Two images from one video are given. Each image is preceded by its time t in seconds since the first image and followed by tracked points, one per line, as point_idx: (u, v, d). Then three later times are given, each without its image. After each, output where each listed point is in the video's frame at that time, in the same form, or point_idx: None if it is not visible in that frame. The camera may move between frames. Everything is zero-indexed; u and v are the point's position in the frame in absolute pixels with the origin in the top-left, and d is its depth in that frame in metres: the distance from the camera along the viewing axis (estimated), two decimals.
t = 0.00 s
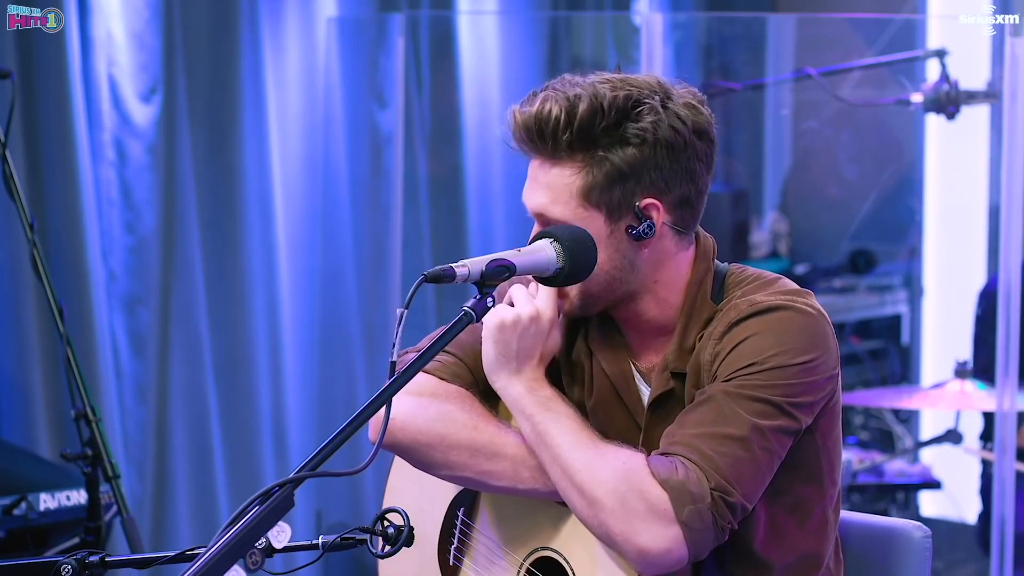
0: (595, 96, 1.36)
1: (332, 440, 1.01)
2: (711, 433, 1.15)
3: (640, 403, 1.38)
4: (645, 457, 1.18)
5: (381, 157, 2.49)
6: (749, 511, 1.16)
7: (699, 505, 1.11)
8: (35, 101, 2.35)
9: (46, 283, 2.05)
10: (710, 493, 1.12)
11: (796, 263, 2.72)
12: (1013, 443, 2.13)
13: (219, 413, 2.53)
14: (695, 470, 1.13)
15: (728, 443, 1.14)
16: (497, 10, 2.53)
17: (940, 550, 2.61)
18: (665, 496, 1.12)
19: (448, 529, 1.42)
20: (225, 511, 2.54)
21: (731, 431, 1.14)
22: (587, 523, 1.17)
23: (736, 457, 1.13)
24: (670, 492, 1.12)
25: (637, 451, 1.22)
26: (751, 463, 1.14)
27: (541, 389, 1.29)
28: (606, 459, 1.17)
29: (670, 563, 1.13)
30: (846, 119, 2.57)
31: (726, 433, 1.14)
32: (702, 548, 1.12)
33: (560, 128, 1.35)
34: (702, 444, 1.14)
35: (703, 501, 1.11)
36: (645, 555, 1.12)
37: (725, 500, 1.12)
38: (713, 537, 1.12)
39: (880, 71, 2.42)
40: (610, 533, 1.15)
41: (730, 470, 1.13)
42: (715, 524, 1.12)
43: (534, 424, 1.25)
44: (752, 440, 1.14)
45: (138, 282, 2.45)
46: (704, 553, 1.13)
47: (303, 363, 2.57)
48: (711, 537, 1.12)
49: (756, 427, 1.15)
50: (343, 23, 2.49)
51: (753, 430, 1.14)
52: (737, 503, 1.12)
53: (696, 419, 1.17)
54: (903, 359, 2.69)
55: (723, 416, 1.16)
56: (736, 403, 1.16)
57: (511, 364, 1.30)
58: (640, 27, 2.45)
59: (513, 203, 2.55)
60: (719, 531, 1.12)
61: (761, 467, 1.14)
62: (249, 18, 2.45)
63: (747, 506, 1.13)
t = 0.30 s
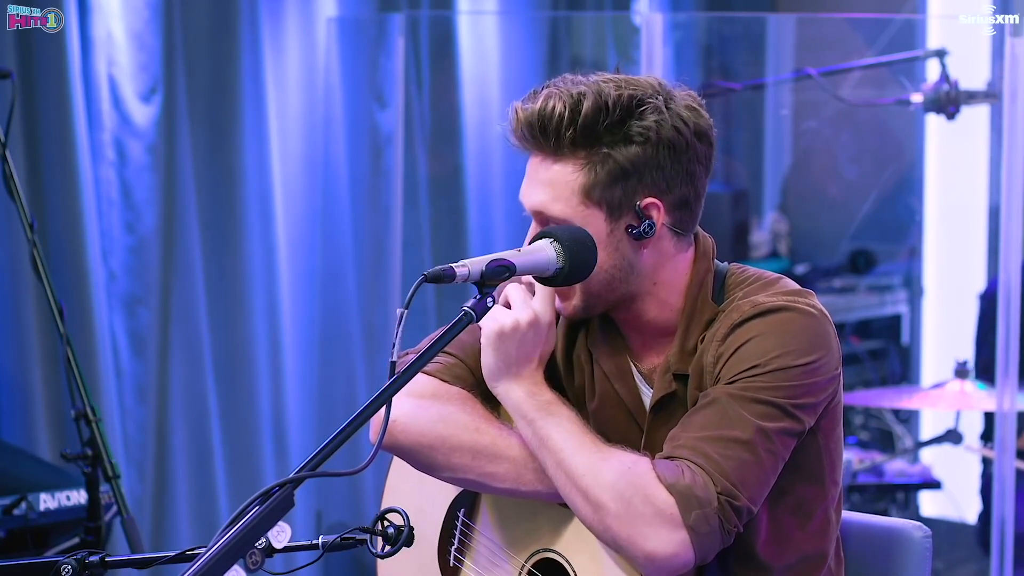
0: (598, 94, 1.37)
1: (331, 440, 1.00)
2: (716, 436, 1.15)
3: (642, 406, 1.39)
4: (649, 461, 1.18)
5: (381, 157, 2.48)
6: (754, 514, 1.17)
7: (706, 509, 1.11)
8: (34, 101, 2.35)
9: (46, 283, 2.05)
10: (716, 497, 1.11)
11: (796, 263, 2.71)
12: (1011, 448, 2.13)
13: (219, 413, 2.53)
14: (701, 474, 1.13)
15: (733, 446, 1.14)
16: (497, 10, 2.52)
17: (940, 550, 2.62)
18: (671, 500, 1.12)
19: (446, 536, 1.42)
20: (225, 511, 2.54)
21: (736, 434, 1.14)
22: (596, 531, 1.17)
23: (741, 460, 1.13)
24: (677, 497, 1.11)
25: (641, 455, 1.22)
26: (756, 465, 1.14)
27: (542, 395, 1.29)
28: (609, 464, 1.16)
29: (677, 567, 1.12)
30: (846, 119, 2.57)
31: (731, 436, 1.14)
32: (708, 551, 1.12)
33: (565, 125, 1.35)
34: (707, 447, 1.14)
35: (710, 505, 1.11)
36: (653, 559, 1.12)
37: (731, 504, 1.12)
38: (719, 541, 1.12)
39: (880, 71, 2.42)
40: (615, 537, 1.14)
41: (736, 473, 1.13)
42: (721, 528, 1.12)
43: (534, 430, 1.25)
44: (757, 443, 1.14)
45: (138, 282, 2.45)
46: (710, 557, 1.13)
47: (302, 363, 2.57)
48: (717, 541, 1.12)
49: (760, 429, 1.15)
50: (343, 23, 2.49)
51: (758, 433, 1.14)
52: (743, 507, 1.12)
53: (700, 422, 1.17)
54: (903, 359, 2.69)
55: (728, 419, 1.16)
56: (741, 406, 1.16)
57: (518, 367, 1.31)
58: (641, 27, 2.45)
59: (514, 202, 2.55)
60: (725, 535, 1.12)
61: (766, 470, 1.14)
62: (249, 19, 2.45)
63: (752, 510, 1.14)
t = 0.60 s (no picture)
0: (641, 66, 1.37)
1: (332, 440, 1.01)
2: (712, 437, 1.15)
3: (637, 407, 1.39)
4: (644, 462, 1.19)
5: (381, 157, 2.47)
6: (751, 514, 1.17)
7: (701, 511, 1.11)
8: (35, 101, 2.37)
9: (47, 283, 2.05)
10: (712, 499, 1.12)
11: (796, 263, 2.71)
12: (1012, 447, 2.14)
13: (219, 413, 2.53)
14: (696, 476, 1.13)
15: (729, 447, 1.14)
16: (497, 10, 2.51)
17: (940, 550, 2.62)
18: (664, 502, 1.12)
19: (447, 526, 1.43)
20: (225, 511, 2.54)
21: (731, 435, 1.14)
22: (589, 533, 1.17)
23: (737, 461, 1.13)
24: (671, 499, 1.12)
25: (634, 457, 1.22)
26: (752, 466, 1.14)
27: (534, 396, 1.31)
28: (601, 463, 1.17)
29: (674, 568, 1.13)
30: (846, 119, 2.55)
31: (727, 437, 1.14)
32: (704, 553, 1.13)
33: (622, 88, 1.32)
34: (703, 448, 1.15)
35: (705, 507, 1.11)
36: (649, 561, 1.12)
37: (727, 506, 1.12)
38: (715, 542, 1.13)
39: (880, 71, 2.41)
40: (610, 540, 1.14)
41: (732, 475, 1.13)
42: (717, 529, 1.12)
43: (526, 439, 1.24)
44: (754, 444, 1.14)
45: (138, 282, 2.46)
46: (706, 557, 1.14)
47: (303, 363, 2.56)
48: (713, 541, 1.13)
49: (756, 430, 1.15)
50: (343, 23, 2.48)
51: (754, 433, 1.15)
52: (739, 508, 1.13)
53: (696, 423, 1.18)
54: (903, 359, 2.69)
55: (724, 420, 1.16)
56: (737, 406, 1.16)
57: (503, 372, 1.35)
58: (640, 27, 2.45)
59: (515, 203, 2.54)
60: (721, 536, 1.13)
61: (762, 470, 1.15)
62: (249, 19, 2.45)
63: (749, 510, 1.14)
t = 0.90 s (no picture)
0: (661, 63, 1.39)
1: (332, 440, 1.00)
2: (709, 435, 1.15)
3: (635, 407, 1.39)
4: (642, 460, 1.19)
5: (381, 157, 2.47)
6: (748, 513, 1.17)
7: (697, 508, 1.11)
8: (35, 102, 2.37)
9: (47, 283, 2.05)
10: (708, 496, 1.12)
11: (796, 263, 2.68)
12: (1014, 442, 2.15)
13: (219, 413, 2.53)
14: (693, 473, 1.13)
15: (726, 445, 1.14)
16: (497, 10, 2.51)
17: (940, 550, 2.61)
18: (660, 499, 1.12)
19: (446, 527, 1.43)
20: (225, 511, 2.54)
21: (729, 433, 1.14)
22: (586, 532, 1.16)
23: (735, 459, 1.14)
24: (667, 497, 1.12)
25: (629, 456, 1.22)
26: (750, 464, 1.14)
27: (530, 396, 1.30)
28: (597, 461, 1.17)
29: (670, 565, 1.13)
30: (846, 119, 2.55)
31: (724, 435, 1.14)
32: (700, 550, 1.13)
33: (644, 83, 1.34)
34: (700, 446, 1.15)
35: (701, 504, 1.11)
36: (645, 557, 1.12)
37: (723, 503, 1.12)
38: (712, 540, 1.13)
39: (880, 70, 2.40)
40: (607, 538, 1.14)
41: (729, 473, 1.13)
42: (713, 527, 1.12)
43: (522, 441, 1.24)
44: (751, 442, 1.15)
45: (138, 282, 2.46)
46: (703, 554, 1.14)
47: (303, 363, 2.55)
48: (709, 538, 1.13)
49: (754, 428, 1.15)
50: (343, 23, 2.48)
51: (752, 431, 1.15)
52: (736, 505, 1.13)
53: (694, 422, 1.17)
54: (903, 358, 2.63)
55: (722, 418, 1.16)
56: (734, 404, 1.16)
57: (498, 372, 1.34)
58: (641, 27, 2.44)
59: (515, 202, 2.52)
60: (717, 533, 1.13)
61: (760, 469, 1.15)
62: (249, 19, 2.46)
63: (746, 508, 1.14)
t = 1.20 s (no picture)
0: (661, 61, 1.41)
1: (331, 440, 1.00)
2: (706, 432, 1.15)
3: (632, 408, 1.38)
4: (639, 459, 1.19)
5: (381, 157, 2.47)
6: (746, 510, 1.17)
7: (694, 505, 1.11)
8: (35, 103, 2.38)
9: (46, 283, 2.05)
10: (705, 494, 1.12)
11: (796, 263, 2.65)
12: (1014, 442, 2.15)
13: (219, 413, 2.53)
14: (689, 471, 1.13)
15: (723, 442, 1.14)
16: (497, 10, 2.50)
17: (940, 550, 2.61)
18: (657, 497, 1.12)
19: (442, 530, 1.43)
20: (225, 511, 2.54)
21: (726, 430, 1.14)
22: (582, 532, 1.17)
23: (732, 456, 1.14)
24: (664, 494, 1.12)
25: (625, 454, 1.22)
26: (747, 462, 1.14)
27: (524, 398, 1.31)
28: (592, 461, 1.17)
29: (667, 564, 1.13)
30: (846, 119, 2.54)
31: (721, 432, 1.15)
32: (698, 547, 1.13)
33: (647, 76, 1.36)
34: (697, 444, 1.15)
35: (698, 502, 1.11)
36: (643, 555, 1.12)
37: (720, 501, 1.12)
38: (709, 537, 1.13)
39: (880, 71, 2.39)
40: (604, 537, 1.14)
41: (726, 470, 1.13)
42: (710, 524, 1.12)
43: (515, 443, 1.24)
44: (748, 439, 1.15)
45: (138, 282, 2.47)
46: (700, 552, 1.14)
47: (302, 363, 2.55)
48: (706, 535, 1.13)
49: (751, 424, 1.15)
50: (343, 23, 2.48)
51: (749, 429, 1.15)
52: (733, 503, 1.13)
53: (690, 419, 1.17)
54: (903, 359, 2.60)
55: (719, 416, 1.16)
56: (731, 402, 1.17)
57: (490, 376, 1.34)
58: (641, 27, 2.43)
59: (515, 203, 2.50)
60: (715, 530, 1.13)
61: (757, 466, 1.15)
62: (249, 20, 2.46)
63: (743, 506, 1.14)
